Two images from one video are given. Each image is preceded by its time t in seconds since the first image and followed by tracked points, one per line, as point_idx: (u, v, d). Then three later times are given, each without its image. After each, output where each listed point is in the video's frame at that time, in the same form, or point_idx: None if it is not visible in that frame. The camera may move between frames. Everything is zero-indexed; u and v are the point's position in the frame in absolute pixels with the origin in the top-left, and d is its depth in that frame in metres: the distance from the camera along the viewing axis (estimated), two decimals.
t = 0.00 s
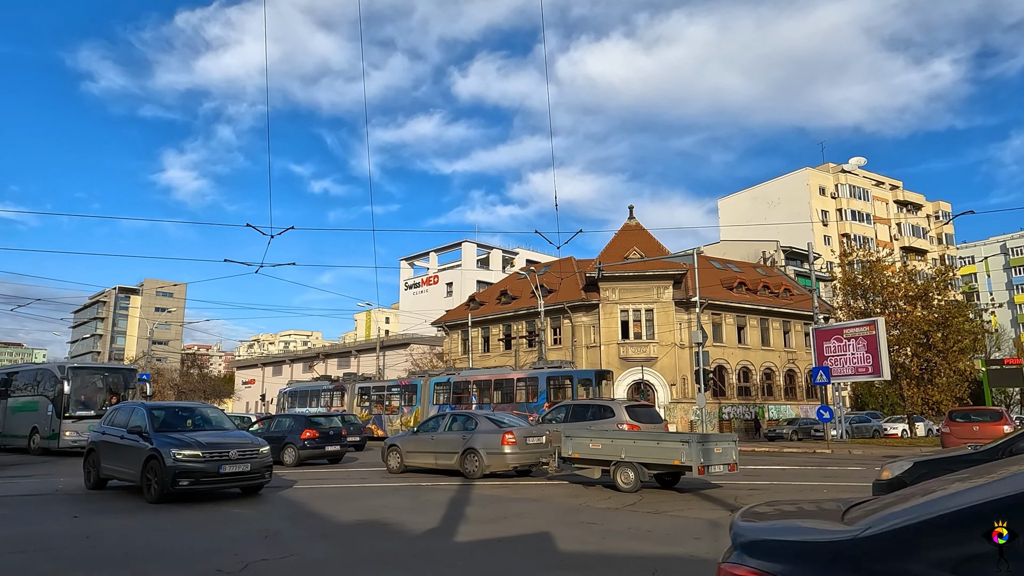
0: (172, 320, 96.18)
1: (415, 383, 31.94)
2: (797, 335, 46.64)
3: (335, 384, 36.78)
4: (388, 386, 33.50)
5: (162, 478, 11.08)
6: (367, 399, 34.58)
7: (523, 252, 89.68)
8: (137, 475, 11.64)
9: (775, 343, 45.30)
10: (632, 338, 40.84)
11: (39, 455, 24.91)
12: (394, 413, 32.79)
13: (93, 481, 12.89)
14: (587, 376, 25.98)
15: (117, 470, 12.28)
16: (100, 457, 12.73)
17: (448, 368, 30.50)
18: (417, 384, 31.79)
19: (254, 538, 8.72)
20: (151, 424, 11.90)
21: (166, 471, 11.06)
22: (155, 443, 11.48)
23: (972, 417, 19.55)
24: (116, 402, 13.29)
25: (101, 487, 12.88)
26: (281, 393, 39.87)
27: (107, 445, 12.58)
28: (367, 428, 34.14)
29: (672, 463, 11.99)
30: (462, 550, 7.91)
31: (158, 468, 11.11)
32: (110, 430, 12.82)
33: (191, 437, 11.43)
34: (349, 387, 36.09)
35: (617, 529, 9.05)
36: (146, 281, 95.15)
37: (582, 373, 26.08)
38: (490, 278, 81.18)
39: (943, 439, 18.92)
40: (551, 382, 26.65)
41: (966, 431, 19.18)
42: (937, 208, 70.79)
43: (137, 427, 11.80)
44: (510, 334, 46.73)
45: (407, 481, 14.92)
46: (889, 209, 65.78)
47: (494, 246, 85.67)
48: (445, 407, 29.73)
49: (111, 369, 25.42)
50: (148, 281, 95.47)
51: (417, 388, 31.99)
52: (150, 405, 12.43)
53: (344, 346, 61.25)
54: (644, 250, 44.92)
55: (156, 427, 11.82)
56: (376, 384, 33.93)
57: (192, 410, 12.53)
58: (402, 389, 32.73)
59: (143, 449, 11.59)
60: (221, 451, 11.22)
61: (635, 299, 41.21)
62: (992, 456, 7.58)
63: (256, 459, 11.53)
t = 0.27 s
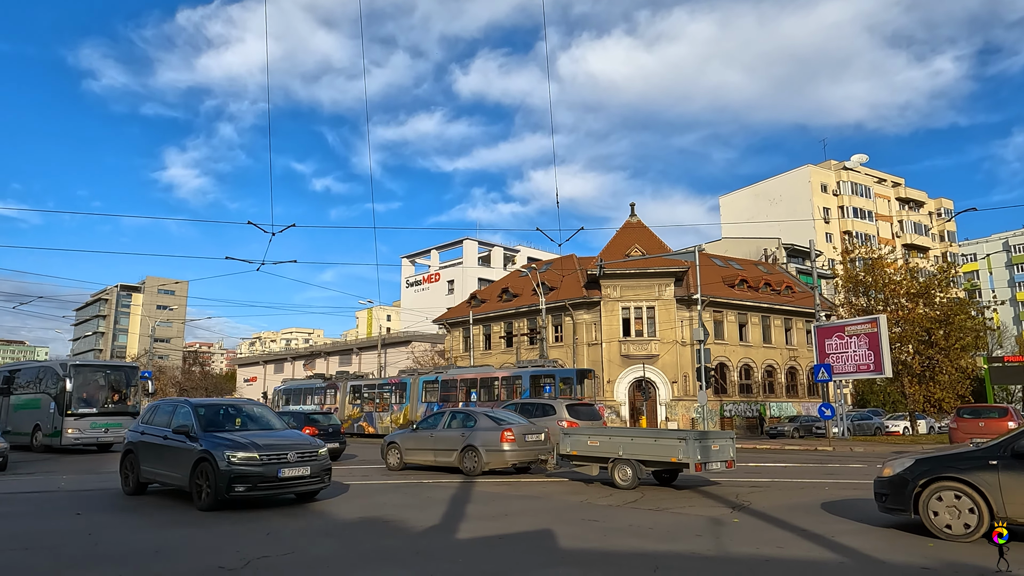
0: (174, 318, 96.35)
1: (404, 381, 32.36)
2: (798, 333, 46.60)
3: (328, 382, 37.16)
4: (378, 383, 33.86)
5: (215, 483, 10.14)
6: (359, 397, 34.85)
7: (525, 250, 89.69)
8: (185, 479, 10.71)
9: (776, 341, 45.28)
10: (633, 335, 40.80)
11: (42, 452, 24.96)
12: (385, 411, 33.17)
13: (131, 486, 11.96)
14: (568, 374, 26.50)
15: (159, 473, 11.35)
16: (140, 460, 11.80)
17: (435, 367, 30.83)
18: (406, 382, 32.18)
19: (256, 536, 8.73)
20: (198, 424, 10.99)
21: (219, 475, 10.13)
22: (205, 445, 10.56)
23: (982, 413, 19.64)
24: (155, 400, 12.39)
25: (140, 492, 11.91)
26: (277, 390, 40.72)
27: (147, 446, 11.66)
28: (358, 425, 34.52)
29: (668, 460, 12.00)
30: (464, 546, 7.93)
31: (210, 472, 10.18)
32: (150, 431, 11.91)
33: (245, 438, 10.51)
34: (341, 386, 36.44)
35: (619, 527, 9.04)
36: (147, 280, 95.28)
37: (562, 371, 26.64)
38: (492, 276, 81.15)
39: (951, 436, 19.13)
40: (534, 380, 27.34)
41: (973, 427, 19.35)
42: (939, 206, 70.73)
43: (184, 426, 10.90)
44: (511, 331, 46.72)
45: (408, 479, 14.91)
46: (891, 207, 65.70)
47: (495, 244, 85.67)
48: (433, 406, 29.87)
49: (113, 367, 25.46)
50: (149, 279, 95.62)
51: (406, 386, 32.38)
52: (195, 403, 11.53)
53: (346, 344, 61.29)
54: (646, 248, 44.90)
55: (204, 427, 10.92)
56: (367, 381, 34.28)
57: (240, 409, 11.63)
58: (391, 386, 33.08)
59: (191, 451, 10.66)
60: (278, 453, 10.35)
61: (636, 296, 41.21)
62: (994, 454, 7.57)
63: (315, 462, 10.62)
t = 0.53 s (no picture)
0: (176, 316, 96.49)
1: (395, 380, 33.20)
2: (799, 331, 46.56)
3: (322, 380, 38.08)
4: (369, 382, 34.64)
5: (285, 490, 9.05)
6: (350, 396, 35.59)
7: (526, 248, 89.67)
8: (246, 485, 9.65)
9: (777, 339, 45.26)
10: (634, 334, 40.78)
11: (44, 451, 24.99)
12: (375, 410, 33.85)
13: (178, 493, 10.89)
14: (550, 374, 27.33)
15: (213, 479, 10.28)
16: (190, 464, 10.72)
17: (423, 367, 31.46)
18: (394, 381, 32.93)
19: (258, 533, 8.72)
20: (260, 424, 9.95)
21: (288, 481, 9.07)
22: (270, 447, 9.50)
23: (991, 412, 19.75)
24: (203, 399, 11.37)
25: (189, 500, 10.85)
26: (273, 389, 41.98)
27: (199, 448, 10.61)
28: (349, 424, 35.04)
29: (664, 458, 12.02)
30: (465, 544, 7.92)
31: (279, 477, 9.13)
32: (200, 433, 10.87)
33: (314, 438, 9.47)
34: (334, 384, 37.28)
35: (621, 525, 9.02)
36: (149, 278, 95.42)
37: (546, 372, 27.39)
38: (493, 274, 81.15)
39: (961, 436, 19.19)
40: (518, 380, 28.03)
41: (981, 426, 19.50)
42: (941, 204, 70.61)
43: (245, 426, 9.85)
44: (512, 329, 46.73)
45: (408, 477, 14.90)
46: (892, 205, 65.60)
47: (496, 243, 85.67)
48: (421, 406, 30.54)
49: (115, 365, 25.48)
50: (151, 277, 95.74)
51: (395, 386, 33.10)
52: (251, 401, 10.50)
53: (347, 342, 61.32)
54: (647, 246, 44.89)
55: (267, 427, 9.87)
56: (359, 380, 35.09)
57: (300, 408, 10.59)
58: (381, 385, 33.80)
59: (255, 454, 9.61)
60: (353, 455, 9.27)
61: (637, 295, 41.19)
62: (993, 452, 7.56)
63: (392, 464, 9.55)
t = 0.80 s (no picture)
0: (177, 316, 96.56)
1: (386, 379, 34.99)
2: (801, 331, 46.50)
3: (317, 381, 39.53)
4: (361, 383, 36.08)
5: (382, 503, 7.86)
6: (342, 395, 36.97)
7: (527, 247, 89.64)
8: (330, 497, 8.47)
9: (779, 339, 45.22)
10: (635, 333, 40.78)
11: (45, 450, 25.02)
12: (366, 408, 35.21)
13: (243, 505, 9.71)
14: (533, 375, 28.32)
15: (286, 488, 9.09)
16: (258, 471, 9.53)
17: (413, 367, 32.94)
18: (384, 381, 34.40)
19: (260, 532, 8.73)
20: (343, 426, 8.80)
21: (385, 492, 7.88)
22: (358, 452, 8.35)
23: (1002, 412, 19.76)
24: (268, 398, 10.22)
25: (255, 512, 9.66)
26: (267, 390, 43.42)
27: (268, 454, 9.43)
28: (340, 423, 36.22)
29: (658, 457, 12.04)
30: (467, 544, 7.92)
31: (373, 489, 7.94)
32: (267, 436, 9.71)
33: (411, 442, 8.31)
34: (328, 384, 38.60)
35: (622, 524, 9.02)
36: (150, 278, 95.47)
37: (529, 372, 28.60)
38: (494, 274, 81.14)
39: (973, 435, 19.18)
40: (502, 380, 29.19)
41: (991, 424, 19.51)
42: (942, 203, 70.50)
43: (330, 428, 8.71)
44: (513, 329, 46.73)
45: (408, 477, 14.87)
46: (894, 204, 65.51)
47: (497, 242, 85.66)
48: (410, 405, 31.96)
49: (116, 365, 25.51)
50: (152, 277, 95.77)
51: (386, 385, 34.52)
52: (327, 399, 9.36)
53: (348, 342, 61.33)
54: (648, 245, 44.86)
55: (352, 430, 8.73)
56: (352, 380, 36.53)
57: (380, 408, 9.43)
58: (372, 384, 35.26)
59: (341, 461, 8.43)
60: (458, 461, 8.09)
61: (638, 294, 41.18)
62: (991, 451, 7.56)
63: (498, 472, 8.40)
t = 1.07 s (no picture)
0: (178, 316, 96.55)
1: (376, 378, 36.07)
2: (802, 331, 46.46)
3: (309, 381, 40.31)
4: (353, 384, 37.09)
5: (526, 526, 6.44)
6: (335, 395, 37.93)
7: (528, 247, 89.62)
8: (451, 515, 7.08)
9: (780, 339, 45.19)
10: (637, 333, 40.76)
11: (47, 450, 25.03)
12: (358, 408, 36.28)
13: (331, 520, 8.38)
14: (518, 375, 29.64)
15: (392, 502, 7.71)
16: (352, 481, 8.20)
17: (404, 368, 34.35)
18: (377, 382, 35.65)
19: (262, 531, 8.75)
20: (464, 430, 7.38)
21: (529, 512, 6.46)
22: (486, 463, 6.95)
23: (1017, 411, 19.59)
24: (359, 395, 8.83)
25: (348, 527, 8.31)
26: (260, 390, 43.90)
27: (362, 461, 8.10)
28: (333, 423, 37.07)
29: (652, 457, 12.01)
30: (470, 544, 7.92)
31: (514, 508, 6.53)
32: (362, 439, 8.31)
33: (554, 450, 6.86)
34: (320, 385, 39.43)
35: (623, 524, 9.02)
36: (151, 278, 95.44)
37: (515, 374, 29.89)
38: (495, 274, 81.14)
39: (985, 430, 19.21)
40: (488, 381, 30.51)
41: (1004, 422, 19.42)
42: (944, 203, 70.42)
43: (446, 431, 7.32)
44: (514, 329, 46.71)
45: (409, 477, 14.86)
46: (895, 204, 65.45)
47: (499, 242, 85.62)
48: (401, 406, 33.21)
49: (119, 365, 25.55)
50: (153, 277, 95.75)
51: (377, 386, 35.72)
52: (437, 397, 7.95)
53: (349, 342, 61.28)
54: (649, 245, 44.84)
55: (472, 434, 7.33)
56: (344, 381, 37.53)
57: (497, 409, 8.02)
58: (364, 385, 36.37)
59: (464, 472, 7.04)
60: (613, 474, 6.64)
61: (639, 294, 41.16)
62: (984, 451, 7.56)
63: (654, 487, 6.94)
